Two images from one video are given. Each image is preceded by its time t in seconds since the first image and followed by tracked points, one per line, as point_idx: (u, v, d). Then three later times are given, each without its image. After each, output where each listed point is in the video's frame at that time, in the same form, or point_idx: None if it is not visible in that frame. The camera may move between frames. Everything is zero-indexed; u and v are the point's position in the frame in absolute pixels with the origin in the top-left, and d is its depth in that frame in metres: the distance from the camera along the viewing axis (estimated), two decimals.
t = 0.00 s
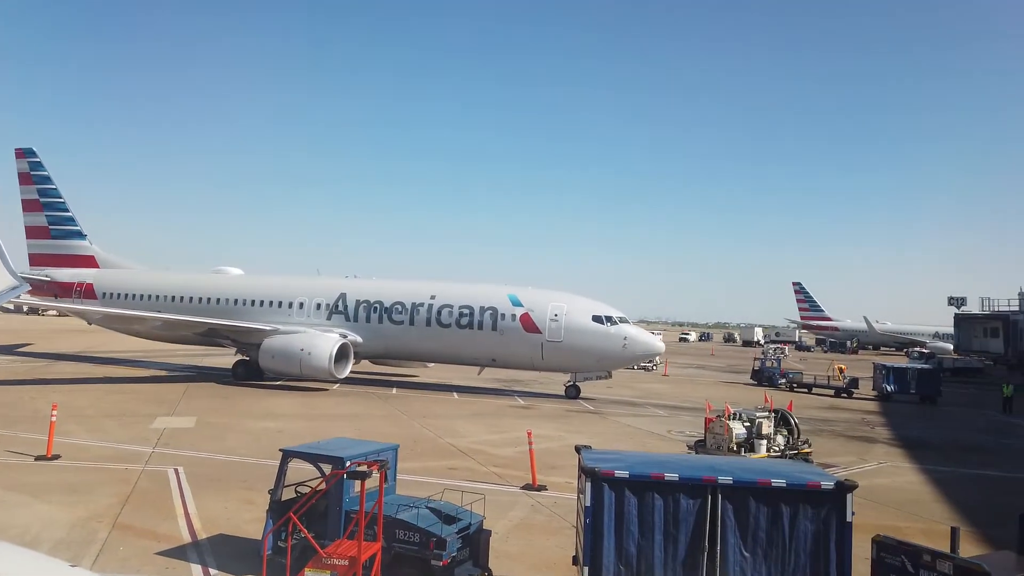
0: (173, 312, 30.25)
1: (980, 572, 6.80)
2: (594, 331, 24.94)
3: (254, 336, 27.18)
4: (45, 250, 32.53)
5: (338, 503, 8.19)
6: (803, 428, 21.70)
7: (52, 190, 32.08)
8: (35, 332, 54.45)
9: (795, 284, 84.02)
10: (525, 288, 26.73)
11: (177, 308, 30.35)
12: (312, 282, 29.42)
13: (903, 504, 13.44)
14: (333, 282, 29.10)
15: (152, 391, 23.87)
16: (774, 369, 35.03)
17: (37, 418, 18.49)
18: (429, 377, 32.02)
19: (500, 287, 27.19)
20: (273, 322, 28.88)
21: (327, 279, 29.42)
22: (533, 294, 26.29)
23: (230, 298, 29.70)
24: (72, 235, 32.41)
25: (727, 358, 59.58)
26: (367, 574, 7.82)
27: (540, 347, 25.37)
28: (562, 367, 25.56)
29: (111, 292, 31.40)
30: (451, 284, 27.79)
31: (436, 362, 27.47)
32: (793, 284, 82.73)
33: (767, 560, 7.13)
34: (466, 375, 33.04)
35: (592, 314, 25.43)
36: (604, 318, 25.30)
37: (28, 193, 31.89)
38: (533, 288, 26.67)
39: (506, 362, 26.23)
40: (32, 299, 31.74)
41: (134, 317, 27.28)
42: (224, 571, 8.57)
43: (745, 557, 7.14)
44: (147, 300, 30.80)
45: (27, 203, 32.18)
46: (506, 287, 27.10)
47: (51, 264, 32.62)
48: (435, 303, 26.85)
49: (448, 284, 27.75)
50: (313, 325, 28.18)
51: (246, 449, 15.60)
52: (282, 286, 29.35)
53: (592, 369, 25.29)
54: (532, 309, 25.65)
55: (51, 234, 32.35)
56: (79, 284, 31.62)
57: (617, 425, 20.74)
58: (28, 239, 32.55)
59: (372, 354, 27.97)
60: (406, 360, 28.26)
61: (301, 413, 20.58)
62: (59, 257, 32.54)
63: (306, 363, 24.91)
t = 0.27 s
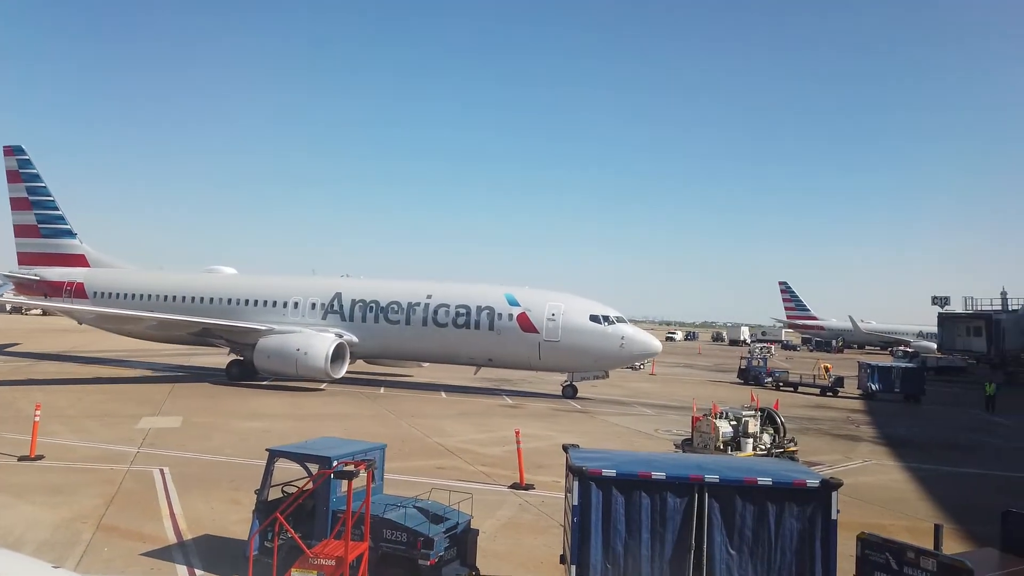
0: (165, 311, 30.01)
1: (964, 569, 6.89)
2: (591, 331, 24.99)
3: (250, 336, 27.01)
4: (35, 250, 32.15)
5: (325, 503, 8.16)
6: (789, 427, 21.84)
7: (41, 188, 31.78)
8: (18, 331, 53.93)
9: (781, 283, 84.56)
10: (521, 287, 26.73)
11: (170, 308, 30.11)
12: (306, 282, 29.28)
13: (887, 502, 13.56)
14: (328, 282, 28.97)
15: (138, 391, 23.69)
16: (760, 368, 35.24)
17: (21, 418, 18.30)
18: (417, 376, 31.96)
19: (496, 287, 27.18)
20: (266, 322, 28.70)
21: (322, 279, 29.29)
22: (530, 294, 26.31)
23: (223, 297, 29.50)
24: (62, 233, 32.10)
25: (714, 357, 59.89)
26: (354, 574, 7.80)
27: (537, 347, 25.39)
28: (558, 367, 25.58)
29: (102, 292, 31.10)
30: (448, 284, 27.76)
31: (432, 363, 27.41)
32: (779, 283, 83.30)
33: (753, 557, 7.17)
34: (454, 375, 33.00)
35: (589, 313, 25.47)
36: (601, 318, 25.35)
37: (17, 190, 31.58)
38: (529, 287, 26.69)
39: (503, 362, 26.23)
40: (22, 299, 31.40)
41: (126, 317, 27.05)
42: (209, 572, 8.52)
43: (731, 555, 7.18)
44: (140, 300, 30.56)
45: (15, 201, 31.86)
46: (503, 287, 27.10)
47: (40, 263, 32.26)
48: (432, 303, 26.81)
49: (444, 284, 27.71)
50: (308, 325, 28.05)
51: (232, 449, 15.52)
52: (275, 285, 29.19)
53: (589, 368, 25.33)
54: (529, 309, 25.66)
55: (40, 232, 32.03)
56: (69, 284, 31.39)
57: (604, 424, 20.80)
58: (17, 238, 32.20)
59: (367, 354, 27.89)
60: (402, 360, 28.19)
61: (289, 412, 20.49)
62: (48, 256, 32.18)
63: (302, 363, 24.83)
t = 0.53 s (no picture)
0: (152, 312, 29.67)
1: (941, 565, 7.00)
2: (583, 331, 25.03)
3: (239, 336, 26.75)
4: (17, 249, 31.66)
5: (307, 504, 8.12)
6: (769, 426, 22.04)
7: (23, 186, 31.33)
8: None
9: (761, 283, 85.32)
10: (513, 287, 26.72)
11: (157, 308, 29.77)
12: (295, 281, 29.05)
13: (865, 499, 13.72)
14: (317, 282, 28.76)
15: (116, 392, 23.41)
16: (741, 368, 35.52)
17: None
18: (400, 377, 31.87)
19: (487, 287, 27.13)
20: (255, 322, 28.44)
21: (310, 279, 29.07)
22: (521, 294, 26.31)
23: (211, 297, 29.21)
24: (44, 232, 31.68)
25: (695, 357, 60.27)
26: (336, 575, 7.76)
27: (529, 347, 25.39)
28: (550, 367, 25.60)
29: (87, 291, 30.68)
30: (438, 283, 27.67)
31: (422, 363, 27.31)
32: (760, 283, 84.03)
33: (733, 555, 7.23)
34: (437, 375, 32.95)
35: (581, 313, 25.50)
36: (593, 318, 25.40)
37: None
38: (521, 288, 26.68)
39: (494, 362, 26.21)
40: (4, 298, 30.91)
41: (113, 317, 26.70)
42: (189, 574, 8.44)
43: (712, 553, 7.22)
44: (126, 300, 30.20)
45: None
46: (494, 287, 27.06)
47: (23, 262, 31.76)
48: (423, 303, 26.71)
49: (435, 284, 27.62)
50: (298, 325, 27.83)
51: (213, 450, 15.39)
52: (263, 285, 28.94)
53: (581, 368, 25.38)
54: (521, 309, 25.65)
55: (22, 231, 31.57)
56: (52, 283, 30.98)
57: (587, 423, 20.86)
58: None
59: (358, 354, 27.73)
60: (392, 361, 28.07)
61: (270, 413, 20.35)
62: (29, 254, 31.68)
63: (293, 364, 24.63)
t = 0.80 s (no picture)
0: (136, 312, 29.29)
1: (917, 561, 7.12)
2: (574, 331, 25.07)
3: (227, 337, 26.48)
4: None
5: (287, 505, 8.09)
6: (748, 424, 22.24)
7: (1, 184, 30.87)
8: None
9: (741, 283, 86.05)
10: (503, 287, 26.71)
11: (142, 308, 29.41)
12: (282, 281, 28.81)
13: (843, 496, 13.89)
14: (304, 282, 28.56)
15: (93, 393, 23.10)
16: (720, 367, 35.81)
17: None
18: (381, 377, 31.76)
19: (477, 286, 27.08)
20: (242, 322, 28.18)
21: (298, 279, 28.86)
22: (511, 294, 26.31)
23: (196, 297, 28.89)
24: (25, 231, 31.25)
25: (675, 356, 60.64)
26: None
27: (520, 347, 25.39)
28: (541, 367, 25.62)
29: (69, 291, 30.23)
30: (427, 283, 27.60)
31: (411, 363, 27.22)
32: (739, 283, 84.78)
33: (714, 553, 7.29)
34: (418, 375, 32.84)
35: (572, 314, 25.54)
36: (584, 318, 25.45)
37: None
38: (511, 288, 26.69)
39: (485, 362, 26.19)
40: None
41: (97, 317, 26.32)
42: None
43: (693, 550, 7.28)
44: (109, 299, 29.79)
45: None
46: (484, 287, 27.02)
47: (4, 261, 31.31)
48: (413, 303, 26.62)
49: (424, 284, 27.54)
50: (285, 325, 27.60)
51: (192, 451, 15.26)
52: (250, 285, 28.69)
53: (572, 368, 25.43)
54: (512, 309, 25.66)
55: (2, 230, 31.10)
56: (32, 283, 30.53)
57: (568, 422, 20.92)
58: None
59: (346, 355, 27.57)
60: (381, 361, 27.95)
61: (250, 414, 20.19)
62: (7, 253, 31.20)
63: (282, 365, 24.43)
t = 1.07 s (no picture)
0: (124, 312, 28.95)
1: (898, 560, 7.22)
2: (567, 331, 25.09)
3: (217, 337, 26.24)
4: None
5: (270, 506, 8.04)
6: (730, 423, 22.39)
7: None
8: None
9: (723, 282, 86.60)
10: (496, 287, 26.69)
11: (129, 308, 29.05)
12: (271, 281, 28.58)
13: (824, 494, 14.01)
14: (295, 282, 28.34)
15: (72, 394, 22.82)
16: (703, 366, 36.03)
17: None
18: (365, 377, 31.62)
19: (469, 287, 27.02)
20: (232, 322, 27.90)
21: (287, 279, 28.63)
22: (504, 294, 26.28)
23: (185, 297, 28.60)
24: (12, 230, 31.00)
25: (658, 355, 60.88)
26: None
27: (513, 347, 25.38)
28: (534, 367, 25.62)
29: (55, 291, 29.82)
30: (419, 283, 27.52)
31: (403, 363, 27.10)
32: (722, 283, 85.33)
33: (697, 551, 7.34)
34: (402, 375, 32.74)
35: (565, 314, 25.57)
36: (577, 318, 25.48)
37: None
38: (504, 288, 26.66)
39: (478, 363, 26.13)
40: None
41: (84, 318, 25.97)
42: None
43: (676, 549, 7.32)
44: (97, 299, 29.41)
45: None
46: (476, 287, 26.96)
47: None
48: (405, 303, 26.52)
49: (416, 284, 27.44)
50: (276, 325, 27.37)
51: (173, 452, 15.12)
52: (238, 284, 28.46)
53: (566, 369, 25.45)
54: (505, 309, 25.64)
55: None
56: (18, 282, 30.18)
57: (552, 422, 20.94)
58: None
59: (337, 355, 27.40)
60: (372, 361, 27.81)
61: (232, 414, 20.04)
62: None
63: (274, 366, 24.25)
